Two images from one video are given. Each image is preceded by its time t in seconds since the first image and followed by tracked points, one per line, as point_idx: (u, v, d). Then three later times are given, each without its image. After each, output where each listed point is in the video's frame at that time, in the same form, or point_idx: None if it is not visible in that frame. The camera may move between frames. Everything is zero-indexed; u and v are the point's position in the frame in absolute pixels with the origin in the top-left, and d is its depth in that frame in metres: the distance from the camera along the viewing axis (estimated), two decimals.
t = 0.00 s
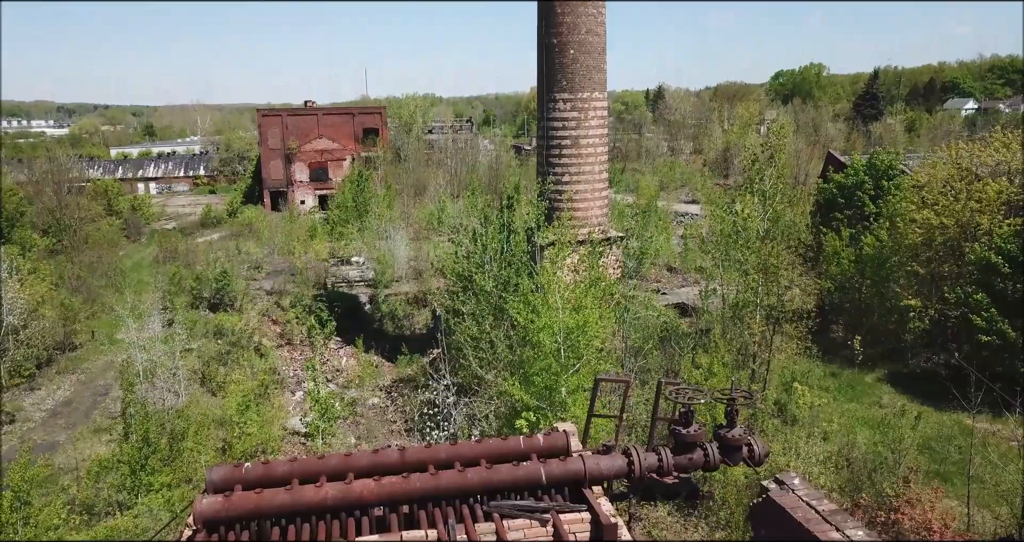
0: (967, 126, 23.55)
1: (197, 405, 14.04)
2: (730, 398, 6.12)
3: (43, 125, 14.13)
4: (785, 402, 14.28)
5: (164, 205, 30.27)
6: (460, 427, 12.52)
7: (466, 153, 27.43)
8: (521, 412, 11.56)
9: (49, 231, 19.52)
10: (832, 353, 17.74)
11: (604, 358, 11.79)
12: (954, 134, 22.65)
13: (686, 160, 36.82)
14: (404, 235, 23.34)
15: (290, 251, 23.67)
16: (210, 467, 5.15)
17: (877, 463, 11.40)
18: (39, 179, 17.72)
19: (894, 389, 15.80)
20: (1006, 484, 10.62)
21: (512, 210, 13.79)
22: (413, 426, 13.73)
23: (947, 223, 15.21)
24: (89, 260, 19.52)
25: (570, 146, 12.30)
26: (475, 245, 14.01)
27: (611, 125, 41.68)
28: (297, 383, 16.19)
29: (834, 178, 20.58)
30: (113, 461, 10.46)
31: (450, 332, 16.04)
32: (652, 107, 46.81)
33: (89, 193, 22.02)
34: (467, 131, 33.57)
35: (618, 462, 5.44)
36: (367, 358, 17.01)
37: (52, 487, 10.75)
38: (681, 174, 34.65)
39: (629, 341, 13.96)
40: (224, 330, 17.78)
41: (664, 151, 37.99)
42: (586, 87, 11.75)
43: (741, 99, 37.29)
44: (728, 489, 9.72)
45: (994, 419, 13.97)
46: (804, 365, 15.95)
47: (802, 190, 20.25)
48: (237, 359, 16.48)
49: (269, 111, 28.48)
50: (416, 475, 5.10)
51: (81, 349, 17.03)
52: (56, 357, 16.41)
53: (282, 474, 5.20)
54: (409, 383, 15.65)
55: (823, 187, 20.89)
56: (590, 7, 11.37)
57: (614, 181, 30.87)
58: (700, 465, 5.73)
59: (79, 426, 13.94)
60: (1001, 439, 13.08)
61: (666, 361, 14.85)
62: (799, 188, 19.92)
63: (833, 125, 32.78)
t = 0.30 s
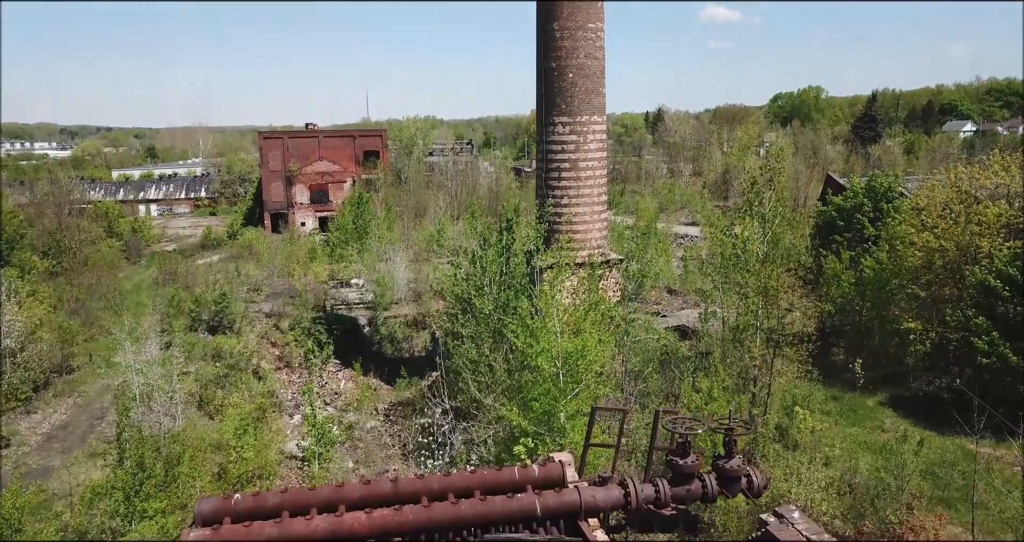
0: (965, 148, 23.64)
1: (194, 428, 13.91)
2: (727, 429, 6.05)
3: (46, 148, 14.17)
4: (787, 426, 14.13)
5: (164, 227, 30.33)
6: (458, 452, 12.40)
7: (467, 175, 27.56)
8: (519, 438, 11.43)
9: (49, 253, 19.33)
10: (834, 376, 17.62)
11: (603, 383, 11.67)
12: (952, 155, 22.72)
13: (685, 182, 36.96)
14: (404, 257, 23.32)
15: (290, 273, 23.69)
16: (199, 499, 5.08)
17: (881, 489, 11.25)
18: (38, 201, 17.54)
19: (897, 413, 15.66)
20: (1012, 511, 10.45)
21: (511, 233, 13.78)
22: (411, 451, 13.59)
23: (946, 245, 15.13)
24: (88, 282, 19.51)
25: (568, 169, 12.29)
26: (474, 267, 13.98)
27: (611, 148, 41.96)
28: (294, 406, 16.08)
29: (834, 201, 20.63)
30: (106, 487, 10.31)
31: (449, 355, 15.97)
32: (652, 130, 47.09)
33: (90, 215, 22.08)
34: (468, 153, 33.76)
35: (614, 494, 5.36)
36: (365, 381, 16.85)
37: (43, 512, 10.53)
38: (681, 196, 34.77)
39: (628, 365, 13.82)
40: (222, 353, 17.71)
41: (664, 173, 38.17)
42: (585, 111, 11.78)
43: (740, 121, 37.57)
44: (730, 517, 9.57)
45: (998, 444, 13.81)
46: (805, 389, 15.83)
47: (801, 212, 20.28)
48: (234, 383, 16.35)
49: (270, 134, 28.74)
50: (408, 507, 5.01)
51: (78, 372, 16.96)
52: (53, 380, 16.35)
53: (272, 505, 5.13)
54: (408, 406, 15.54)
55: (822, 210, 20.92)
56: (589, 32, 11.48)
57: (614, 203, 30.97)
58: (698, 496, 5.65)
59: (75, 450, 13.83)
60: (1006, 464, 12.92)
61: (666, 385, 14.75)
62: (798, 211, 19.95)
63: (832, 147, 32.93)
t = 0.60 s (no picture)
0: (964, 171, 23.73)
1: (190, 453, 13.79)
2: (727, 461, 5.96)
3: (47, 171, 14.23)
4: (789, 451, 13.96)
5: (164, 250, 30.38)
6: (456, 478, 12.25)
7: (466, 197, 27.68)
8: (517, 465, 11.30)
9: (48, 276, 19.03)
10: (836, 399, 17.50)
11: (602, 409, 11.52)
12: (951, 178, 22.75)
13: (685, 204, 37.08)
14: (403, 279, 23.30)
15: (289, 295, 23.68)
16: (186, 534, 4.97)
17: (885, 516, 11.08)
18: (38, 223, 17.48)
19: (900, 438, 15.49)
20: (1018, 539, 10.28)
21: (511, 255, 13.76)
22: (409, 476, 13.44)
23: (947, 268, 14.93)
24: (87, 305, 19.50)
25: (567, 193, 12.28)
26: (473, 290, 13.95)
27: (610, 170, 42.18)
28: (292, 430, 15.96)
29: (833, 224, 20.68)
30: (98, 514, 10.15)
31: (448, 379, 15.89)
32: (651, 153, 47.32)
33: (90, 239, 22.12)
34: (468, 175, 33.92)
35: (611, 528, 5.24)
36: (363, 404, 16.70)
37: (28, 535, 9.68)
38: (680, 218, 34.86)
39: (627, 389, 13.51)
40: (220, 376, 17.63)
41: (664, 196, 38.29)
42: (583, 133, 11.81)
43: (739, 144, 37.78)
44: None
45: (1003, 470, 13.63)
46: (806, 413, 15.68)
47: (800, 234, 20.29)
48: (231, 407, 16.24)
49: (272, 157, 28.86)
50: None
51: (75, 396, 16.86)
52: (49, 404, 16.27)
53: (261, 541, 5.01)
54: (407, 430, 15.43)
55: (822, 233, 20.94)
56: (587, 56, 11.55)
57: (613, 225, 31.05)
58: (698, 530, 5.53)
59: (69, 476, 13.69)
60: (1011, 490, 12.75)
61: (666, 409, 14.65)
62: (798, 233, 19.95)
63: (831, 169, 33.06)
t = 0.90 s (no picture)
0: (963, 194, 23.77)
1: (185, 478, 13.62)
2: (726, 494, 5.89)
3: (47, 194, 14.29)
4: (791, 477, 13.75)
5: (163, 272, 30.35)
6: (453, 504, 12.06)
7: (466, 220, 27.73)
8: (515, 493, 11.13)
9: (47, 298, 19.09)
10: (838, 423, 17.34)
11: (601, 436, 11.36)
12: (950, 200, 22.81)
13: (684, 226, 37.11)
14: (402, 301, 23.21)
15: (287, 318, 23.59)
16: None
17: None
18: (38, 245, 17.84)
19: (904, 464, 15.29)
20: None
21: (509, 279, 13.73)
22: (406, 503, 13.22)
23: (948, 291, 14.87)
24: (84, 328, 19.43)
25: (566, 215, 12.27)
26: (472, 313, 13.88)
27: (609, 193, 42.29)
28: (288, 455, 15.80)
29: (834, 246, 20.69)
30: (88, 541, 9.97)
31: (446, 404, 15.74)
32: (651, 175, 47.50)
33: (89, 261, 22.11)
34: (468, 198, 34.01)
35: None
36: (360, 428, 16.54)
37: None
38: (680, 240, 34.85)
39: (628, 414, 13.31)
40: (216, 400, 17.50)
41: (664, 218, 38.31)
42: (582, 155, 11.82)
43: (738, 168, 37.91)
44: None
45: (1009, 497, 13.48)
46: (808, 439, 15.50)
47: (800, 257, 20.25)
48: (228, 431, 16.06)
49: (272, 179, 29.09)
50: None
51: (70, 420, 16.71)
52: (44, 428, 16.13)
53: None
54: (404, 456, 15.25)
55: (822, 255, 20.92)
56: (585, 79, 11.61)
57: (613, 248, 31.04)
58: None
59: (61, 502, 13.48)
60: (1018, 517, 12.54)
61: (666, 434, 14.49)
62: (798, 256, 19.90)
63: (830, 191, 33.10)
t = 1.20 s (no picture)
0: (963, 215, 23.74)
1: (179, 502, 13.44)
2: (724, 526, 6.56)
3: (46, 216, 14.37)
4: (793, 502, 13.54)
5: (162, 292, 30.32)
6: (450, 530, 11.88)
7: (465, 241, 27.72)
8: (513, 520, 10.93)
9: (44, 318, 19.26)
10: (840, 446, 17.15)
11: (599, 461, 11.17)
12: (951, 221, 22.80)
13: (684, 246, 37.08)
14: (401, 322, 23.09)
15: (285, 339, 23.48)
16: None
17: None
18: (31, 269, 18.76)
19: (908, 489, 15.13)
20: None
21: (508, 300, 13.67)
22: (401, 528, 13.00)
23: (949, 312, 14.76)
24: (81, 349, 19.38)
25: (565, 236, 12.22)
26: (470, 334, 13.79)
27: (609, 214, 42.32)
28: (284, 479, 15.63)
29: (834, 267, 20.61)
30: None
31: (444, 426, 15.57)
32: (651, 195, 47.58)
33: (88, 283, 22.10)
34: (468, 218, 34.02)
35: None
36: (358, 451, 16.37)
37: None
38: (680, 260, 34.78)
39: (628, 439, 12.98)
40: (213, 422, 17.36)
41: (664, 239, 38.27)
42: (581, 176, 11.82)
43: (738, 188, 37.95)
44: None
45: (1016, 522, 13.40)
46: (811, 462, 15.29)
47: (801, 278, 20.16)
48: (224, 453, 15.88)
49: (272, 200, 29.12)
50: None
51: (65, 442, 16.57)
52: (38, 450, 15.99)
53: None
54: (401, 479, 15.05)
55: (822, 276, 20.84)
56: (585, 101, 11.66)
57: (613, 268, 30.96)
58: None
59: (53, 526, 13.25)
60: None
61: (666, 458, 14.32)
62: (798, 276, 19.81)
63: (830, 212, 33.07)
